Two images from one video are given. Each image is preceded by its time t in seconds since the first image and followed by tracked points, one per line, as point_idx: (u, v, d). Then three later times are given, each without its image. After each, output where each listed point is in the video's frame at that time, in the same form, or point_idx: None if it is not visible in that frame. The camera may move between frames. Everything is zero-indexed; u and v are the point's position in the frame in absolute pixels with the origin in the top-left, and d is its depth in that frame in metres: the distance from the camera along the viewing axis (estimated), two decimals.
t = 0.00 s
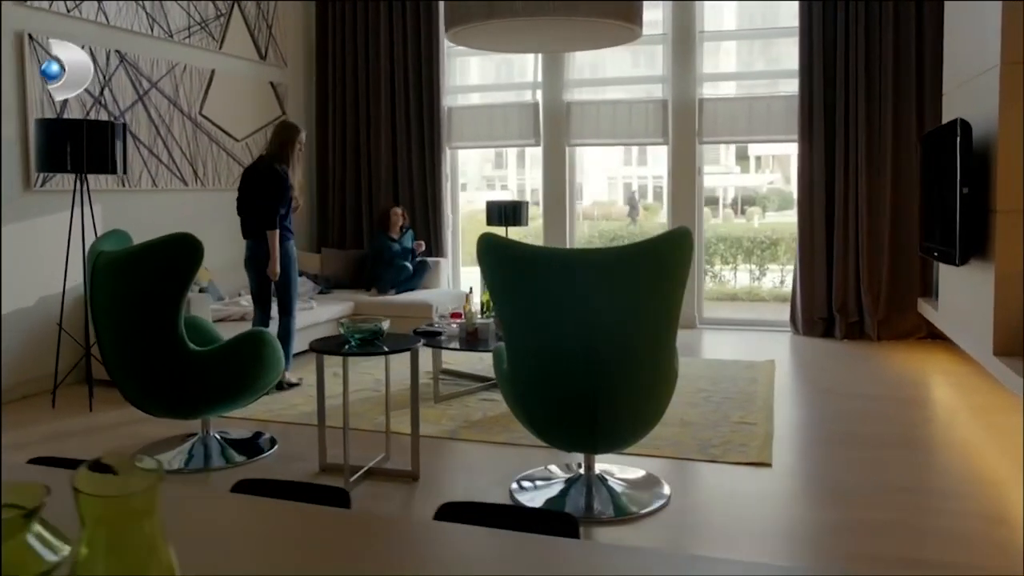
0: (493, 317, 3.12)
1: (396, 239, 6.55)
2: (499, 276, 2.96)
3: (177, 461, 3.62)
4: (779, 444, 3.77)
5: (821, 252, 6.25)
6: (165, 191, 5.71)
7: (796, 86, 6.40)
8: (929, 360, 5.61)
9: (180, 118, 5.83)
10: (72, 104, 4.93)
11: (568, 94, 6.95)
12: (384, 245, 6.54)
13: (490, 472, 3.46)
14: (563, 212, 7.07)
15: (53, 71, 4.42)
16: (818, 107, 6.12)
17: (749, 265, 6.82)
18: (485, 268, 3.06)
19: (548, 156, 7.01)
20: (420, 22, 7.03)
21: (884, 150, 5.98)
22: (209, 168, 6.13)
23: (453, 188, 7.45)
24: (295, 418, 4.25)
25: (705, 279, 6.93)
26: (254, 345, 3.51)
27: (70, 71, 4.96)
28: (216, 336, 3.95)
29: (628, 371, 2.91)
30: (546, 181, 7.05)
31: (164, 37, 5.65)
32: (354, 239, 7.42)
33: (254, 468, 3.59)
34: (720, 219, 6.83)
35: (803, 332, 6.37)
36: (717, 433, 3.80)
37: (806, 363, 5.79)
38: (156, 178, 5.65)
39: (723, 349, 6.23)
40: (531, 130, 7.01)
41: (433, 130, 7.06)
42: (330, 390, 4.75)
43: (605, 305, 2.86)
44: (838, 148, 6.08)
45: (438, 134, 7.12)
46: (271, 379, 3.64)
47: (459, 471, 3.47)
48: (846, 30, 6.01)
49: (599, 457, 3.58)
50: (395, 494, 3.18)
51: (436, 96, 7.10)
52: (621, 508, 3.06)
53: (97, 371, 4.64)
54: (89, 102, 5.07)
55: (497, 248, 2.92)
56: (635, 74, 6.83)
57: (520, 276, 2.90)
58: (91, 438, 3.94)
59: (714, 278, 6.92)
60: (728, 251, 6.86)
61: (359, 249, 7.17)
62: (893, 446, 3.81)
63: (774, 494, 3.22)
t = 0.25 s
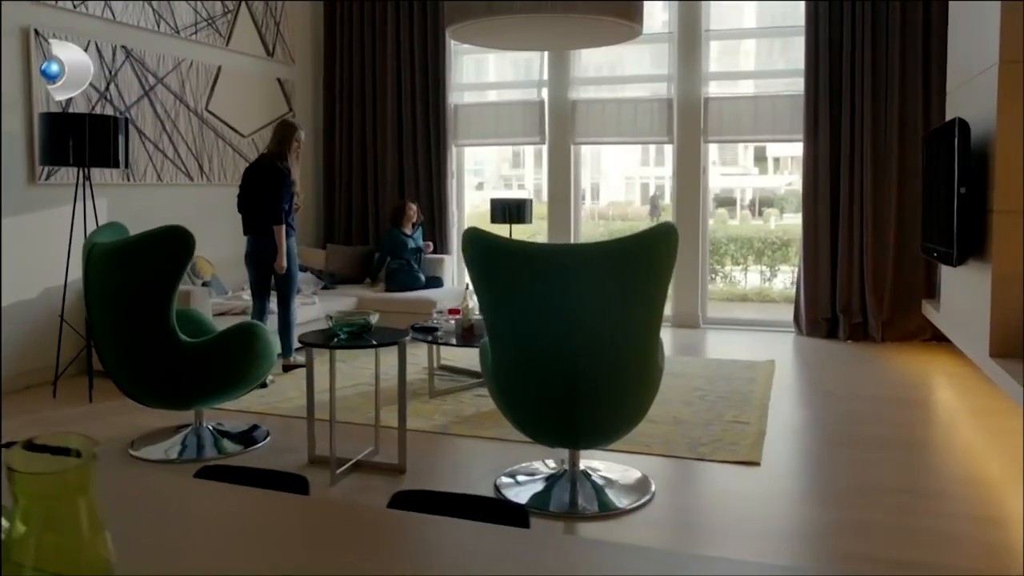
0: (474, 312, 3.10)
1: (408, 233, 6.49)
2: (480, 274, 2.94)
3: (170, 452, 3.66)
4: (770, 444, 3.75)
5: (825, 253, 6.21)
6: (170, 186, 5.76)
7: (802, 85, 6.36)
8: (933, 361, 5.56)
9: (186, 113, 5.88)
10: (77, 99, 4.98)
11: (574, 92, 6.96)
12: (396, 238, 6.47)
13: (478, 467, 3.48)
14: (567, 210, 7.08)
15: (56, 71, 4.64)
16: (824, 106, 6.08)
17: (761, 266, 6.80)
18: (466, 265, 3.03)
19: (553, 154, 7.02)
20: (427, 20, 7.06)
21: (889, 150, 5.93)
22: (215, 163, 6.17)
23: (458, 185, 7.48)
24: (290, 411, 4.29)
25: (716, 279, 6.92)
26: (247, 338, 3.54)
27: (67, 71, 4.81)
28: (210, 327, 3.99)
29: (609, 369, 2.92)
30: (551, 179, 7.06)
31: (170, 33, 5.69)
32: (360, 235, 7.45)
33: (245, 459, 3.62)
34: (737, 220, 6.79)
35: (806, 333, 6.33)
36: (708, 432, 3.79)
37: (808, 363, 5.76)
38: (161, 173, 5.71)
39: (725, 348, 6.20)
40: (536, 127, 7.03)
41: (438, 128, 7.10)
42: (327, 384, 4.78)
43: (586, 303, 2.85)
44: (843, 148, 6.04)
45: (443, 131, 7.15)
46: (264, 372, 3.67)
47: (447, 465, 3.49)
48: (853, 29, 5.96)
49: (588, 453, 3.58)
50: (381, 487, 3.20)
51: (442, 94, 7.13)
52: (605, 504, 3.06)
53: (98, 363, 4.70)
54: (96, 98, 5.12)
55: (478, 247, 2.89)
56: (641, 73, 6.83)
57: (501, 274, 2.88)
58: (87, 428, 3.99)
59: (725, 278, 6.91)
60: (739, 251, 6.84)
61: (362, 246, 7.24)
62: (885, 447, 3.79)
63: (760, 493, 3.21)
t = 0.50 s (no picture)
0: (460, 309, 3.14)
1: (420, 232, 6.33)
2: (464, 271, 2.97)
3: (164, 444, 3.70)
4: (762, 443, 3.73)
5: (831, 253, 6.16)
6: (175, 181, 5.81)
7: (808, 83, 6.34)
8: (938, 364, 5.49)
9: (192, 109, 5.93)
10: (82, 94, 5.04)
11: (580, 90, 6.96)
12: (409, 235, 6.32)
13: (466, 463, 3.48)
14: (573, 208, 7.08)
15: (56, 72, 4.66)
16: (830, 104, 6.04)
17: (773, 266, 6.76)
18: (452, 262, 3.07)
19: (558, 152, 7.02)
20: (434, 17, 7.08)
21: (896, 150, 5.88)
22: (220, 159, 6.21)
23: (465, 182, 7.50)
24: (286, 405, 4.31)
25: (726, 279, 6.89)
26: (241, 330, 3.55)
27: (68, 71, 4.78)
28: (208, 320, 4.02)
29: (590, 367, 2.91)
30: (556, 177, 7.07)
31: (177, 29, 5.73)
32: (367, 231, 7.49)
33: (237, 452, 3.65)
34: (756, 220, 6.74)
35: (811, 333, 6.28)
36: (700, 431, 3.77)
37: (812, 363, 5.71)
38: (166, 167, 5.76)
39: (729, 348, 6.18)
40: (542, 125, 7.04)
41: (444, 125, 7.12)
42: (325, 379, 4.81)
43: (567, 300, 2.86)
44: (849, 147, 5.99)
45: (450, 129, 7.17)
46: (259, 363, 3.70)
47: (435, 460, 3.49)
48: (861, 27, 5.91)
49: (577, 451, 3.58)
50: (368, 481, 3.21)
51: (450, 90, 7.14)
52: (590, 501, 3.05)
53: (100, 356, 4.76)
54: (101, 92, 5.17)
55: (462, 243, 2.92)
56: (647, 71, 6.82)
57: (483, 271, 2.90)
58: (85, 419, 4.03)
59: (737, 278, 6.87)
60: (752, 251, 6.80)
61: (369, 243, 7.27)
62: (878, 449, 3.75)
63: (747, 491, 3.20)
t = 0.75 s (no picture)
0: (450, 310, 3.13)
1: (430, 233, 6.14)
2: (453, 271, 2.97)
3: (160, 440, 3.73)
4: (758, 447, 3.70)
5: (839, 256, 6.09)
6: (183, 180, 5.86)
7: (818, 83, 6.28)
8: (946, 368, 5.42)
9: (201, 108, 5.98)
10: (90, 93, 5.10)
11: (589, 90, 6.95)
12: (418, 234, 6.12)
13: (458, 463, 3.48)
14: (580, 208, 7.08)
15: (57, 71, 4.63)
16: (839, 104, 5.98)
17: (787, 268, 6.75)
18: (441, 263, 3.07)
19: (567, 152, 7.02)
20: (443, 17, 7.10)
21: (906, 151, 5.81)
22: (229, 158, 6.26)
23: (473, 181, 7.51)
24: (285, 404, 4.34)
25: (740, 280, 6.86)
26: (237, 326, 3.58)
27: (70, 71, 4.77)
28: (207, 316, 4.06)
29: (578, 367, 2.90)
30: (564, 177, 7.06)
31: (185, 29, 5.78)
32: (376, 231, 7.51)
33: (232, 450, 3.67)
34: (778, 222, 6.67)
35: (820, 337, 6.22)
36: (696, 434, 3.74)
37: (819, 366, 5.66)
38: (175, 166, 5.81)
39: (735, 351, 6.13)
40: (550, 125, 7.04)
41: (453, 125, 7.13)
42: (325, 377, 4.83)
43: (554, 300, 2.84)
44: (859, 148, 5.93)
45: (458, 128, 7.18)
46: (256, 359, 3.73)
47: (426, 460, 3.49)
48: (871, 26, 5.85)
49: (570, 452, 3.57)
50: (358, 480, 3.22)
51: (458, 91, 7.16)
52: (578, 503, 3.04)
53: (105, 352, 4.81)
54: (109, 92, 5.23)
55: (449, 243, 2.92)
56: (655, 70, 6.80)
57: (472, 271, 2.90)
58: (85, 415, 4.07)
59: (752, 280, 6.84)
60: (766, 253, 6.77)
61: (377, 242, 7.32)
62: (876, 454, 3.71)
63: (738, 495, 3.17)
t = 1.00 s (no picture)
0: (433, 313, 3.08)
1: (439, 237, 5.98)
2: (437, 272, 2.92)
3: (154, 439, 3.76)
4: (753, 452, 3.64)
5: (849, 258, 6.01)
6: (190, 180, 5.91)
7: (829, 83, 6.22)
8: (957, 373, 5.31)
9: (208, 110, 6.02)
10: (97, 93, 5.18)
11: (597, 91, 6.95)
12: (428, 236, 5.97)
13: (447, 465, 3.46)
14: (589, 209, 7.08)
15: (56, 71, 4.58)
16: (850, 104, 5.91)
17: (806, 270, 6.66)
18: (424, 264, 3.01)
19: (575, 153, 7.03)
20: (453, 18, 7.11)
21: (917, 151, 5.71)
22: (237, 159, 6.30)
23: (483, 183, 7.53)
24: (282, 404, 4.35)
25: (758, 282, 6.79)
26: (229, 327, 3.59)
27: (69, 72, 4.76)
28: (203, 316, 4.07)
29: (565, 370, 2.86)
30: (573, 179, 7.07)
31: (193, 31, 5.82)
32: (386, 232, 7.52)
33: (225, 450, 3.68)
34: (802, 223, 6.57)
35: (830, 340, 6.13)
36: (690, 438, 3.69)
37: (827, 370, 5.58)
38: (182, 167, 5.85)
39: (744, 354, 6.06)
40: (559, 127, 7.04)
41: (462, 126, 7.15)
42: (325, 377, 4.83)
43: (541, 302, 2.80)
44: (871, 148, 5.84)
45: (467, 130, 7.19)
46: (249, 360, 3.74)
47: (415, 462, 3.48)
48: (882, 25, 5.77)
49: (560, 455, 3.53)
50: (344, 482, 3.21)
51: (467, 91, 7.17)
52: (565, 508, 3.00)
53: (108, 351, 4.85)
54: (116, 93, 5.29)
55: (432, 243, 2.87)
56: (664, 71, 6.78)
57: (456, 272, 2.84)
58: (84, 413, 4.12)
59: (770, 283, 6.77)
60: (784, 255, 6.70)
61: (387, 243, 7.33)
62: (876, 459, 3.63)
63: (729, 502, 3.11)
